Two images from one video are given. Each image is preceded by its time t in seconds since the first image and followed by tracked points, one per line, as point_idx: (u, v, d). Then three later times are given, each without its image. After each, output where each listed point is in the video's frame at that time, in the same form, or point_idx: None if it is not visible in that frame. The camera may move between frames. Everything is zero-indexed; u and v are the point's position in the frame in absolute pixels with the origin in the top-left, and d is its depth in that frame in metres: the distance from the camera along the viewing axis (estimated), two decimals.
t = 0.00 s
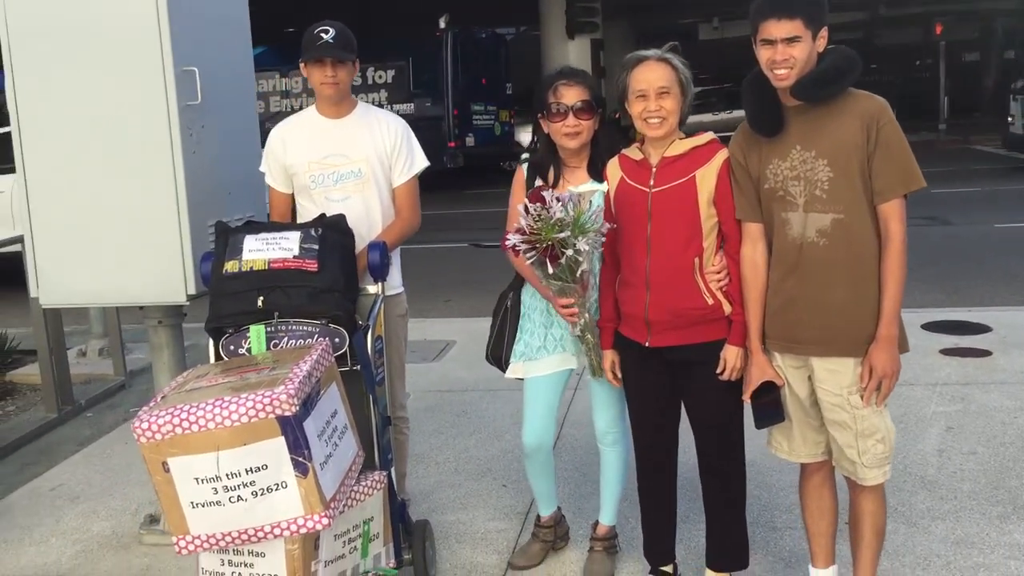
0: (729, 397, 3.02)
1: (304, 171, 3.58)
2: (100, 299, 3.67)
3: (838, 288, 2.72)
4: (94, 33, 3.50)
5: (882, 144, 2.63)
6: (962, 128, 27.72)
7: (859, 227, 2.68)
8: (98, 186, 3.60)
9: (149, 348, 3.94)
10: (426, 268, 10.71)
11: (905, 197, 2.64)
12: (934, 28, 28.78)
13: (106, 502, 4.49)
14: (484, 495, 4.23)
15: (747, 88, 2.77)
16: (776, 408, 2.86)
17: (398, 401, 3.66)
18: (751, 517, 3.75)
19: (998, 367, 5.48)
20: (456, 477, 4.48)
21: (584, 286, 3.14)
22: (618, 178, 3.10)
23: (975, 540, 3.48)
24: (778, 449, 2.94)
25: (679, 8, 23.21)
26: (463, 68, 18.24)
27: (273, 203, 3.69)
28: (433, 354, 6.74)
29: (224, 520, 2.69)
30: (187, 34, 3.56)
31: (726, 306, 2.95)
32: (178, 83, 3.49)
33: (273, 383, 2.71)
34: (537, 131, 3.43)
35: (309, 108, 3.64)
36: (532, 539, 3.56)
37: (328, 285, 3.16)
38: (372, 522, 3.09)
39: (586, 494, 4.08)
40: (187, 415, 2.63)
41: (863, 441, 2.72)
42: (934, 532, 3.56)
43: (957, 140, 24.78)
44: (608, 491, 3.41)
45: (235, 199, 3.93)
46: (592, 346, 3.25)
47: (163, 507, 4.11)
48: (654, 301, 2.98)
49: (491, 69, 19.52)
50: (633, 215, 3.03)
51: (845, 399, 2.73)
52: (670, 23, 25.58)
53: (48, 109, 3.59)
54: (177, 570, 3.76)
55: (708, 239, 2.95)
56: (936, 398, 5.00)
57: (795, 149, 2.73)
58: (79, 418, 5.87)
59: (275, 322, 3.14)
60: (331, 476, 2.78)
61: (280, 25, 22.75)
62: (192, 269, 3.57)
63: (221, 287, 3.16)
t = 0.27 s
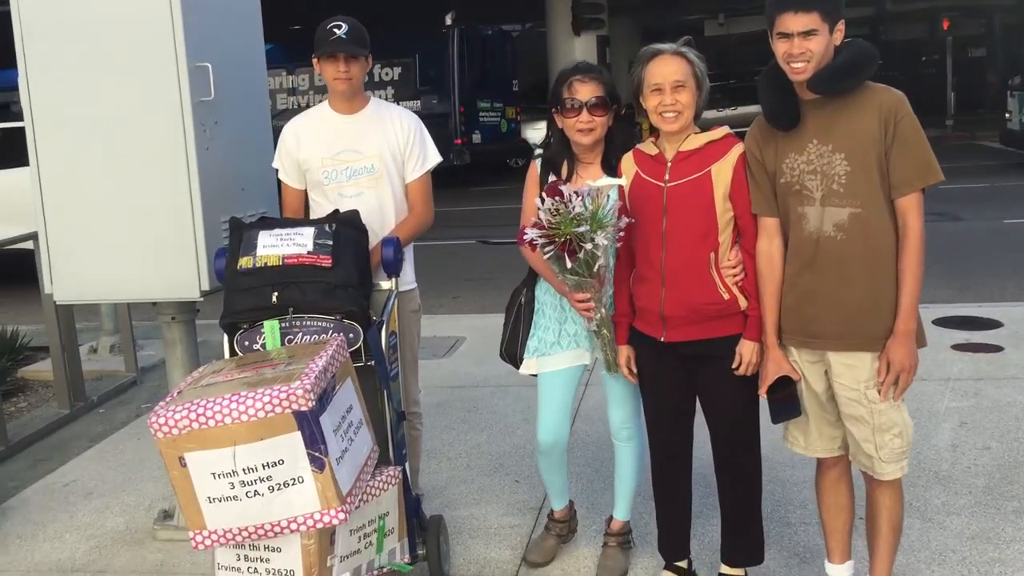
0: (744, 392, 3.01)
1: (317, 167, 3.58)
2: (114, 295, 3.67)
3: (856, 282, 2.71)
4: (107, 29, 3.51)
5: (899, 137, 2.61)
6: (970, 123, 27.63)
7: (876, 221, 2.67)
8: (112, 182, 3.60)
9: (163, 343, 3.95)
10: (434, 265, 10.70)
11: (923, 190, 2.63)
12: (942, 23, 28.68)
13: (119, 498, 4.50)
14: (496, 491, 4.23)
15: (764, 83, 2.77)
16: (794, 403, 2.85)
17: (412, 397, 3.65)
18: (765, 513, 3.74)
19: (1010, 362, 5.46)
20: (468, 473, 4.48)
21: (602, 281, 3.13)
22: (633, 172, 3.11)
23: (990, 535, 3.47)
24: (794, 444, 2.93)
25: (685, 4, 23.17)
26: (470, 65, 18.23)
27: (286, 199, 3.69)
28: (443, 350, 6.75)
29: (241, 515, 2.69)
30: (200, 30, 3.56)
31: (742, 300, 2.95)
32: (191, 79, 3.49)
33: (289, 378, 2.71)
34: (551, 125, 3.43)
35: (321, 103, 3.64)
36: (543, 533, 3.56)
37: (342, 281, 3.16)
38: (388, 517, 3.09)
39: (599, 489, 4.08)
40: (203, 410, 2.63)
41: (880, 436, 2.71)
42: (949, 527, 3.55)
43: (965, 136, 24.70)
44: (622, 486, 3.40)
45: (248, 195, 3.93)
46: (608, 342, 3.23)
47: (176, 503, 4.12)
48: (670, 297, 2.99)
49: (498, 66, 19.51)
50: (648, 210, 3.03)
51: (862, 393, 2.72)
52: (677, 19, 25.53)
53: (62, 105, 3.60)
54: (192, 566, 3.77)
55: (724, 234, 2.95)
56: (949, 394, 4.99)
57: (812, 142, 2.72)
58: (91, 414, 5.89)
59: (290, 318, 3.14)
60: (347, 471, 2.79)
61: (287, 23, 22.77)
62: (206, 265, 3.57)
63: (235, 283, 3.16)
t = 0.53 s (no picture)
0: (759, 387, 3.00)
1: (327, 164, 3.57)
2: (124, 292, 3.66)
3: (872, 277, 2.69)
4: (117, 24, 3.49)
5: (916, 130, 2.60)
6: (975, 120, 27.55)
7: (893, 215, 2.65)
8: (121, 178, 3.59)
9: (172, 340, 3.94)
10: (440, 262, 10.69)
11: (940, 184, 2.61)
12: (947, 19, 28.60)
13: (128, 495, 4.50)
14: (507, 487, 4.23)
15: (780, 76, 2.75)
16: (809, 398, 2.84)
17: (422, 393, 3.64)
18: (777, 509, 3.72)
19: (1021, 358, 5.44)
20: (478, 469, 4.47)
21: (615, 278, 3.12)
22: (646, 167, 3.10)
23: (1005, 531, 3.45)
24: (809, 439, 2.91)
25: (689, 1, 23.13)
26: (473, 62, 18.20)
27: (296, 195, 3.68)
28: (450, 348, 6.74)
29: (253, 511, 2.68)
30: (210, 26, 3.55)
31: (756, 296, 2.94)
32: (202, 74, 3.48)
33: (301, 374, 2.69)
34: (562, 120, 3.41)
35: (332, 99, 3.62)
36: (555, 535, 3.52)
37: (354, 277, 3.14)
38: (400, 513, 3.08)
39: (610, 486, 4.07)
40: (216, 406, 2.62)
41: (897, 431, 2.69)
42: (963, 523, 3.53)
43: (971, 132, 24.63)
44: (635, 482, 3.39)
45: (257, 192, 3.92)
46: (620, 339, 3.21)
47: (186, 500, 4.11)
48: (684, 293, 2.98)
49: (502, 63, 19.49)
50: (662, 205, 3.02)
51: (878, 388, 2.70)
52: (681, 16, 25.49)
53: (71, 101, 3.59)
54: (203, 563, 3.76)
55: (738, 229, 2.93)
56: (960, 389, 4.97)
57: (828, 136, 2.71)
58: (99, 411, 5.89)
59: (301, 314, 3.12)
60: (360, 467, 2.78)
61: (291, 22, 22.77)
62: (216, 262, 3.56)
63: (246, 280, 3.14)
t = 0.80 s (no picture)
0: (770, 380, 2.98)
1: (334, 158, 3.55)
2: (130, 287, 3.65)
3: (885, 269, 2.67)
4: (122, 18, 3.48)
5: (930, 121, 2.58)
6: (978, 115, 27.50)
7: (906, 206, 2.63)
8: (128, 173, 3.58)
9: (179, 335, 3.93)
10: (443, 259, 10.67)
11: (954, 176, 2.59)
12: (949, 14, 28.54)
13: (135, 491, 4.49)
14: (515, 482, 4.22)
15: (793, 67, 2.74)
16: (821, 392, 2.82)
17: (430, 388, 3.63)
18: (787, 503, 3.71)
19: None
20: (485, 464, 4.46)
21: (625, 272, 3.10)
22: (656, 160, 3.07)
23: (1016, 525, 3.43)
24: (821, 433, 2.90)
25: None
26: (474, 58, 18.19)
27: (303, 190, 3.65)
28: (456, 343, 6.73)
29: (264, 506, 2.67)
30: (216, 19, 3.54)
31: (768, 288, 2.92)
32: (208, 69, 3.46)
33: (312, 368, 2.68)
34: (569, 114, 3.39)
35: (339, 93, 3.61)
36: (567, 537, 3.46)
37: (363, 271, 3.13)
38: (410, 508, 3.07)
39: (618, 481, 4.06)
40: (226, 401, 2.61)
41: (910, 424, 2.68)
42: (974, 517, 3.52)
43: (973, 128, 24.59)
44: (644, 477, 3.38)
45: (264, 186, 3.91)
46: (628, 334, 3.20)
47: (193, 496, 4.11)
48: (695, 286, 2.97)
49: (503, 59, 19.47)
50: (672, 198, 3.00)
51: (892, 381, 2.69)
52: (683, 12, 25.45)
53: (76, 95, 3.57)
54: (211, 559, 3.75)
55: (749, 222, 2.92)
56: (968, 384, 4.96)
57: (840, 128, 2.69)
58: (104, 408, 5.89)
59: (309, 309, 3.11)
60: (371, 461, 2.76)
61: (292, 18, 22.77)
62: (223, 256, 3.55)
63: (255, 274, 3.13)
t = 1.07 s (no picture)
0: (785, 373, 2.96)
1: (345, 151, 3.52)
2: (140, 281, 3.63)
3: (903, 259, 2.64)
4: (130, 10, 3.45)
5: (949, 109, 2.55)
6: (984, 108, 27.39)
7: (925, 196, 2.60)
8: (137, 167, 3.56)
9: (188, 329, 3.92)
10: (449, 252, 10.65)
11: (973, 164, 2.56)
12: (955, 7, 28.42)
13: (144, 486, 4.48)
14: (526, 476, 4.20)
15: (809, 56, 2.71)
16: (838, 384, 2.79)
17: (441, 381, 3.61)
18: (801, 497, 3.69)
19: None
20: (496, 458, 4.44)
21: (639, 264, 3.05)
22: (670, 151, 3.04)
23: None
24: (838, 425, 2.87)
25: None
26: (476, 53, 18.14)
27: (313, 182, 3.63)
28: (463, 337, 6.71)
29: (277, 500, 2.65)
30: (224, 11, 3.51)
31: (784, 280, 2.90)
32: (217, 61, 3.44)
33: (324, 361, 2.66)
34: (579, 105, 3.36)
35: (348, 85, 3.58)
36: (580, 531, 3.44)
37: (375, 264, 3.11)
38: (422, 502, 3.05)
39: (629, 474, 4.03)
40: (239, 394, 2.59)
41: (930, 416, 2.65)
42: (990, 510, 3.49)
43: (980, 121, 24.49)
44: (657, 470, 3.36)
45: (273, 179, 3.88)
46: (639, 326, 3.16)
47: (203, 491, 4.09)
48: (710, 277, 2.94)
49: (507, 53, 19.42)
50: (686, 189, 2.98)
51: (911, 372, 2.66)
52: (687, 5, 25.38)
53: (85, 88, 3.55)
54: (221, 553, 3.74)
55: (765, 212, 2.89)
56: (980, 376, 4.92)
57: (858, 116, 2.66)
58: (112, 402, 5.88)
59: (321, 301, 3.09)
60: (385, 455, 2.74)
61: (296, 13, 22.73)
62: (233, 249, 3.52)
63: (266, 267, 3.12)
